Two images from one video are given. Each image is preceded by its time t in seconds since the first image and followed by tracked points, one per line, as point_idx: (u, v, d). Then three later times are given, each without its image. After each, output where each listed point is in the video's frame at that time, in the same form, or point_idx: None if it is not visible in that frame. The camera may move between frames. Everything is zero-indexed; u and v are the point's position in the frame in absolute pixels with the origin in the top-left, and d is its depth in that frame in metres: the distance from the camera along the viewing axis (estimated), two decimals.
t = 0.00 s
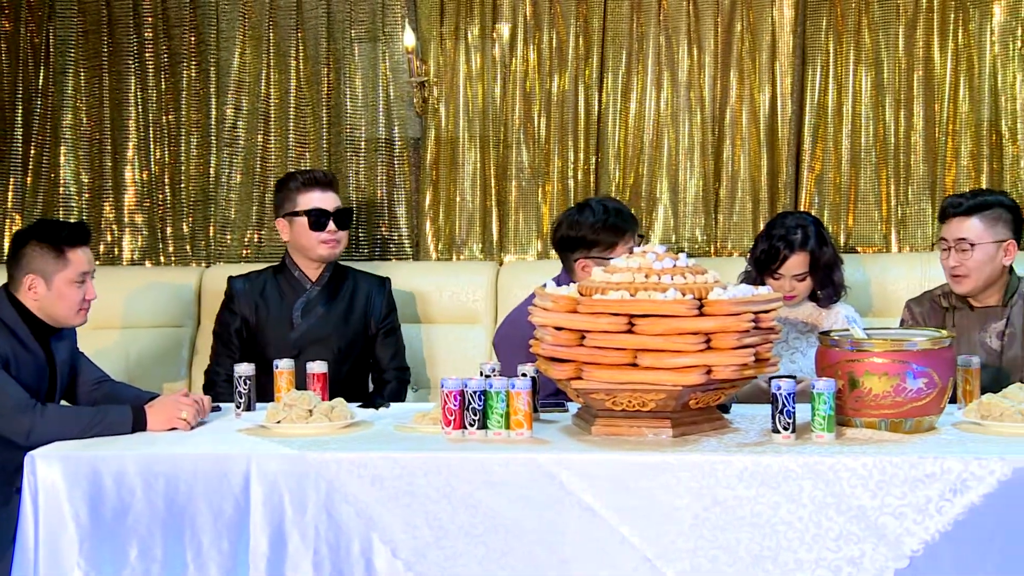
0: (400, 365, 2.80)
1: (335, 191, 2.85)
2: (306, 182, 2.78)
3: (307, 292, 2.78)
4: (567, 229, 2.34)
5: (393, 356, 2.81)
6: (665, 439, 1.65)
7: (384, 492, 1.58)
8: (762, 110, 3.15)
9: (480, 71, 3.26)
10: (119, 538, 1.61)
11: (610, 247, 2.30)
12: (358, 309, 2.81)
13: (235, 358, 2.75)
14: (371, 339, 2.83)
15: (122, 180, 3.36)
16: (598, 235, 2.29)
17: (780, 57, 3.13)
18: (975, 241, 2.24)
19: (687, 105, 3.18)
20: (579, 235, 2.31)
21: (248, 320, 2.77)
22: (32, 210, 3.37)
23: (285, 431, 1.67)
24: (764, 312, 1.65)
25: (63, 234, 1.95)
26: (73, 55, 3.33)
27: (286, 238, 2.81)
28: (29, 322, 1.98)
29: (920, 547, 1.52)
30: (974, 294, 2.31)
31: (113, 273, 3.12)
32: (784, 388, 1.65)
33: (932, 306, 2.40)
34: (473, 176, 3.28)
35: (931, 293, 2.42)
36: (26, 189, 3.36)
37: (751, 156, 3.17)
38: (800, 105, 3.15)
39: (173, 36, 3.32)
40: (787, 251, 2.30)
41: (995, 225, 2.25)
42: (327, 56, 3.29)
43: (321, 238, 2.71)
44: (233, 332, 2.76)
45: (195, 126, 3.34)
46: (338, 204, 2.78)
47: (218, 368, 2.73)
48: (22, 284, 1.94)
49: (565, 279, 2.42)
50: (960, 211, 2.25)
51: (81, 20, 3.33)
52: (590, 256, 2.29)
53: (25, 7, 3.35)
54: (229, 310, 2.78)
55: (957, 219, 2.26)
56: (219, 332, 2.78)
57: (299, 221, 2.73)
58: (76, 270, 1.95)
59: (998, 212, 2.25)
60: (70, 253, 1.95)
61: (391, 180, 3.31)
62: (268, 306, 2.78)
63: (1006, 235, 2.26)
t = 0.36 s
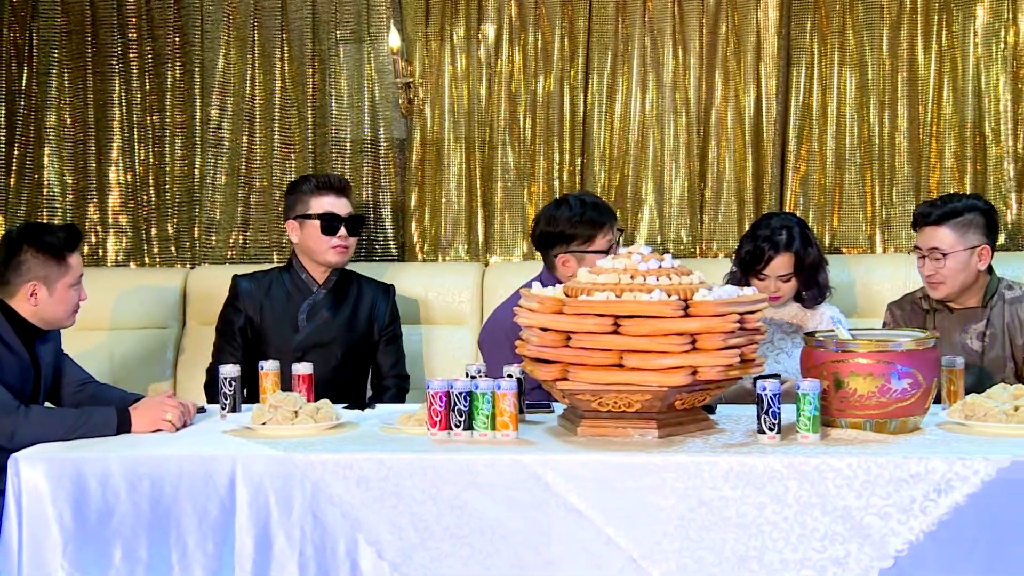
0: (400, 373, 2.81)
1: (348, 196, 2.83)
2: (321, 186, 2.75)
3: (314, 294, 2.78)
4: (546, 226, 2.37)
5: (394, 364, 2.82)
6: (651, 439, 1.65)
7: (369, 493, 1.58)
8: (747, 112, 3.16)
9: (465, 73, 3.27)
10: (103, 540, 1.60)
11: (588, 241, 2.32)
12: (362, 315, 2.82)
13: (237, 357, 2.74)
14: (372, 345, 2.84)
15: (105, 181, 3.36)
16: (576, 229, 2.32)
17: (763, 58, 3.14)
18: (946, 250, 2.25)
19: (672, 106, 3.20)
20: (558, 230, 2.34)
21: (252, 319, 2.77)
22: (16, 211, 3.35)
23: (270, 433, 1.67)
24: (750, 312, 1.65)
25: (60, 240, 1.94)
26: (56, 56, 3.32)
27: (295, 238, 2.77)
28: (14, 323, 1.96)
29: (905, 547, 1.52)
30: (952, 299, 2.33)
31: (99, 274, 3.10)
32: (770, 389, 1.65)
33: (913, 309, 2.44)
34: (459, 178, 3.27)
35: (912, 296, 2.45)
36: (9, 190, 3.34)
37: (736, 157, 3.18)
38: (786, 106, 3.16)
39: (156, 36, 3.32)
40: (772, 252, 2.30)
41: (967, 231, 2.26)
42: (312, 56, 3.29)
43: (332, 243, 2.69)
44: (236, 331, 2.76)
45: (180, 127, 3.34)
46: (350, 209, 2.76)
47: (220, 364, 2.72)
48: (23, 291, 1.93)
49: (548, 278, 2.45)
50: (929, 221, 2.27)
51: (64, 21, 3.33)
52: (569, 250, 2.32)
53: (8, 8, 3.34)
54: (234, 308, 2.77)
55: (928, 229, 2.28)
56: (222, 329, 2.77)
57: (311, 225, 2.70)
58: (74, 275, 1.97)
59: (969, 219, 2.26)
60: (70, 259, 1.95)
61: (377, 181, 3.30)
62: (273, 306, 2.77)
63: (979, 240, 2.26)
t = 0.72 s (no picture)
0: (393, 381, 2.81)
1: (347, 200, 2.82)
2: (322, 189, 2.75)
3: (313, 297, 2.77)
4: (534, 234, 2.44)
5: (387, 372, 2.82)
6: (636, 440, 1.65)
7: (353, 494, 1.58)
8: (731, 112, 3.17)
9: (449, 74, 3.27)
10: (86, 542, 1.60)
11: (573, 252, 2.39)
12: (360, 322, 2.81)
13: (233, 356, 2.74)
14: (368, 351, 2.83)
15: (88, 181, 3.35)
16: (561, 240, 2.38)
17: (747, 58, 3.14)
18: (921, 252, 2.26)
19: (656, 107, 3.20)
20: (545, 240, 2.41)
21: (250, 317, 2.76)
22: None
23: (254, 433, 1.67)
24: (733, 313, 1.66)
25: (41, 240, 1.94)
26: (38, 55, 3.31)
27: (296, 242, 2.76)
28: None
29: (888, 547, 1.52)
30: (929, 300, 2.34)
31: (82, 274, 3.10)
32: (754, 389, 1.66)
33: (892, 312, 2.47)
34: (444, 178, 3.27)
35: (891, 297, 2.49)
36: None
37: (720, 157, 3.19)
38: (769, 106, 3.17)
39: (139, 36, 3.32)
40: (757, 253, 2.30)
41: (941, 233, 2.27)
42: (296, 57, 3.29)
43: (335, 247, 2.68)
44: (234, 329, 2.75)
45: (163, 127, 3.33)
46: (351, 213, 2.76)
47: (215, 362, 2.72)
48: (6, 293, 1.92)
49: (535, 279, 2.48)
50: (904, 224, 2.28)
51: (46, 21, 3.32)
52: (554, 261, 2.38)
53: None
54: (233, 306, 2.76)
55: (903, 232, 2.29)
56: (219, 326, 2.76)
57: (313, 228, 2.69)
58: (56, 276, 1.97)
59: (943, 220, 2.27)
60: (52, 259, 1.95)
61: (360, 181, 3.30)
62: (271, 306, 2.77)
63: (954, 242, 2.27)
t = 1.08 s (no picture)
0: (384, 388, 2.81)
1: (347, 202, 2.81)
2: (322, 192, 2.74)
3: (308, 299, 2.76)
4: (513, 228, 2.44)
5: (379, 378, 2.82)
6: (620, 440, 1.65)
7: (338, 495, 1.57)
8: (715, 113, 3.17)
9: (434, 74, 3.26)
10: (69, 543, 1.59)
11: (552, 246, 2.39)
12: (354, 326, 2.80)
13: (226, 356, 2.73)
14: (360, 356, 2.83)
15: (71, 181, 3.34)
16: (542, 234, 2.39)
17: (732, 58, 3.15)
18: (899, 256, 2.27)
19: (641, 107, 3.20)
20: (524, 233, 2.41)
21: (244, 316, 2.76)
22: None
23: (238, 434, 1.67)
24: (718, 313, 1.66)
25: (20, 241, 1.93)
26: (20, 55, 3.30)
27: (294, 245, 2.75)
28: None
29: (872, 546, 1.53)
30: (910, 300, 2.36)
31: (66, 274, 3.09)
32: (738, 389, 1.66)
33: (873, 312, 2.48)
34: (428, 177, 3.27)
35: (870, 299, 2.51)
36: None
37: (705, 157, 3.20)
38: (753, 107, 3.17)
39: (123, 36, 3.31)
40: (741, 254, 2.31)
41: (919, 237, 2.28)
42: (281, 57, 3.29)
43: (333, 249, 2.68)
44: (228, 329, 2.75)
45: (147, 127, 3.33)
46: (349, 216, 2.75)
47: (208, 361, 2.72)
48: None
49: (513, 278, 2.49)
50: (882, 228, 2.29)
51: (29, 21, 3.31)
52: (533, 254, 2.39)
53: None
54: (229, 305, 2.76)
55: (881, 236, 2.30)
56: (214, 324, 2.76)
57: (312, 230, 2.68)
58: (36, 276, 1.96)
59: (921, 224, 2.28)
60: (32, 259, 1.95)
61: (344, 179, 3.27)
62: (266, 307, 2.76)
63: (932, 245, 2.28)
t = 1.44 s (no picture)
0: (370, 391, 2.81)
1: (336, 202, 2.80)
2: (311, 192, 2.73)
3: (299, 301, 2.75)
4: (458, 213, 2.56)
5: (365, 380, 2.82)
6: (605, 440, 1.65)
7: (323, 496, 1.57)
8: (699, 113, 3.18)
9: (419, 75, 3.25)
10: (51, 545, 1.59)
11: (497, 225, 2.51)
12: (343, 328, 2.80)
13: (215, 356, 2.73)
14: (349, 358, 2.83)
15: (54, 182, 3.34)
16: (484, 214, 2.51)
17: (716, 59, 3.15)
18: (875, 264, 2.28)
19: (625, 108, 3.20)
20: (468, 216, 2.53)
21: (234, 317, 2.75)
22: None
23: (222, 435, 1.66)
24: (703, 313, 1.66)
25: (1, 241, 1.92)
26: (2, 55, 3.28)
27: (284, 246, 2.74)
28: None
29: (856, 546, 1.53)
30: (889, 303, 2.37)
31: (48, 275, 3.08)
32: (723, 389, 1.65)
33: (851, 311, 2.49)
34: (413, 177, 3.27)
35: (850, 301, 2.53)
36: None
37: (690, 158, 3.19)
38: (738, 108, 3.18)
39: (105, 36, 3.31)
40: (726, 254, 2.31)
41: (894, 243, 2.29)
42: (265, 57, 3.28)
43: (322, 249, 2.67)
44: (218, 328, 2.74)
45: (130, 127, 3.32)
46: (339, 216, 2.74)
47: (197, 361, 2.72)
48: None
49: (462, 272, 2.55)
50: (857, 236, 2.29)
51: (11, 21, 3.29)
52: (476, 235, 2.53)
53: None
54: (219, 305, 2.75)
55: (856, 245, 2.30)
56: (204, 324, 2.76)
57: (302, 231, 2.67)
58: (17, 276, 1.96)
59: (896, 230, 2.28)
60: (13, 259, 1.94)
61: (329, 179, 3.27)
62: (256, 307, 2.76)
63: (907, 251, 2.30)
